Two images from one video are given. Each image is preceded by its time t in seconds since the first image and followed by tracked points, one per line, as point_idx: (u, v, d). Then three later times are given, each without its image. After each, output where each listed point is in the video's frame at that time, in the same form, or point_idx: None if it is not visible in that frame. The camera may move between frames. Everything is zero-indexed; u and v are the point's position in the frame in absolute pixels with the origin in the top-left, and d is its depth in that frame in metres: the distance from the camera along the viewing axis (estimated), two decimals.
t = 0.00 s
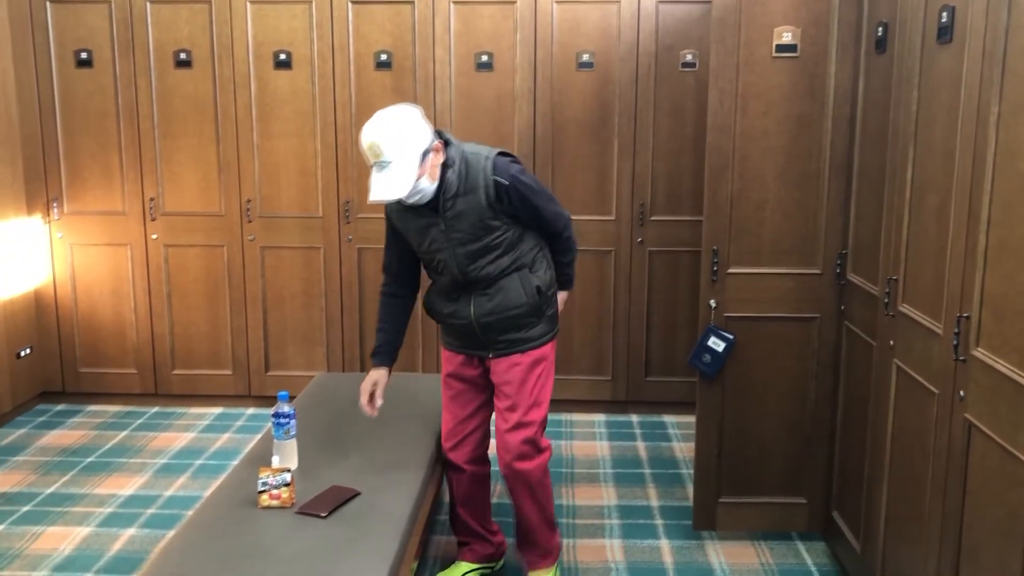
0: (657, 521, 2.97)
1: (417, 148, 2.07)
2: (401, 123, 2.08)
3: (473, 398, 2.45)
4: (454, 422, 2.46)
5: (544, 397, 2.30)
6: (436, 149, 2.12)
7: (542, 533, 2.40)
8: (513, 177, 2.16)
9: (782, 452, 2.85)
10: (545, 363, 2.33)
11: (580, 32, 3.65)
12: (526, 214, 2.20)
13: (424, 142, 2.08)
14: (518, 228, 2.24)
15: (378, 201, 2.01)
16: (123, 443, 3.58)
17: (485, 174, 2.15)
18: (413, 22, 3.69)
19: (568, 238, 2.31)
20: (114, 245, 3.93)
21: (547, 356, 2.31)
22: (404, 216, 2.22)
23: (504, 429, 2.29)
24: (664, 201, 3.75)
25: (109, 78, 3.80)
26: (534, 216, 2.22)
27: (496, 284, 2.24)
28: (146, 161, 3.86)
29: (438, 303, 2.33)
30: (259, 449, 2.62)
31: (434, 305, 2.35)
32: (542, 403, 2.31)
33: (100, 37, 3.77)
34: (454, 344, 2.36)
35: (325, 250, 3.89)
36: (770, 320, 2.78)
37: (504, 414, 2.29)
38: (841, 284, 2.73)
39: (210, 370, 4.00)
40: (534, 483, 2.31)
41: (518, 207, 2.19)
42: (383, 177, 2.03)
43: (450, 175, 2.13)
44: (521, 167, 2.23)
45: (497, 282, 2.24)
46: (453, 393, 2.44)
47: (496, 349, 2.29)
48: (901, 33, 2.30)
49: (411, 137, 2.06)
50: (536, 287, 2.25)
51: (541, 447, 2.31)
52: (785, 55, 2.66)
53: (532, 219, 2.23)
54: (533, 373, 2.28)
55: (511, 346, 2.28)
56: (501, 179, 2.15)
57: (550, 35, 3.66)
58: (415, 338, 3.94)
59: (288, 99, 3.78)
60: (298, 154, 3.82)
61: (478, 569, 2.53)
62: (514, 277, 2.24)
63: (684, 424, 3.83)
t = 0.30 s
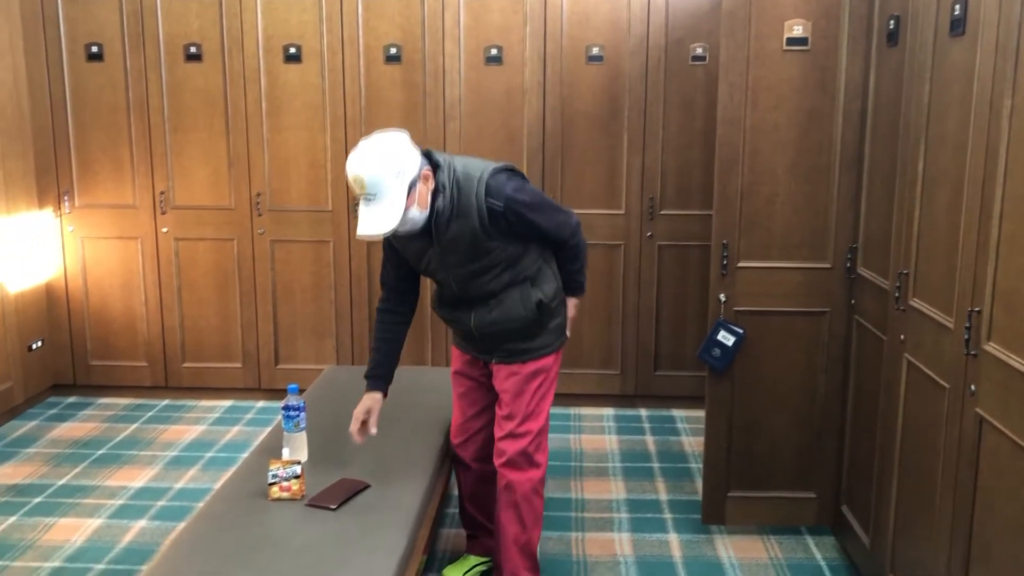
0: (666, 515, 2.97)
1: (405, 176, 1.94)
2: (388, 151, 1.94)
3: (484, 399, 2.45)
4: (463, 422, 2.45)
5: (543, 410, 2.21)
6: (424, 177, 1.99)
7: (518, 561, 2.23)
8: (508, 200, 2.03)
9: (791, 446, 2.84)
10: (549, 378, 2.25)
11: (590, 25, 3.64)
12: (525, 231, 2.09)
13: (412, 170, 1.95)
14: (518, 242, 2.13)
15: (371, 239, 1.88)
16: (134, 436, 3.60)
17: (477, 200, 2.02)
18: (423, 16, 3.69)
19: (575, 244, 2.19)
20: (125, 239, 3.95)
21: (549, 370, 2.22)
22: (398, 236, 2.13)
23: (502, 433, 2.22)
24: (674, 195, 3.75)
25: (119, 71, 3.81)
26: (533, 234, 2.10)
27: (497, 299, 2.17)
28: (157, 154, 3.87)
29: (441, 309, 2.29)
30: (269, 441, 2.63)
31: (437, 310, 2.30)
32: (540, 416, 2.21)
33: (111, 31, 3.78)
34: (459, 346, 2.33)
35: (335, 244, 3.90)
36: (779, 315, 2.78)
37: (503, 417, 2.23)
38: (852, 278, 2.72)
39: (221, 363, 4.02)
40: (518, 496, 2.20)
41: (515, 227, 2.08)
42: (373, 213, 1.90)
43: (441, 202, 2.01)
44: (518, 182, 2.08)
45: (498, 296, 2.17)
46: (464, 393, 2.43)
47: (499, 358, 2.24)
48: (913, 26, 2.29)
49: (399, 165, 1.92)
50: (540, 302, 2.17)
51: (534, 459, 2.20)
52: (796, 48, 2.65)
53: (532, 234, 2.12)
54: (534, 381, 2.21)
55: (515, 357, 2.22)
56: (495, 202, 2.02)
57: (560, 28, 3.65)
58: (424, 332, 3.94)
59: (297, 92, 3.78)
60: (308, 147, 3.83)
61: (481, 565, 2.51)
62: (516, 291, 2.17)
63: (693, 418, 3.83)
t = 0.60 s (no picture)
0: (673, 507, 2.98)
1: (398, 222, 1.83)
2: (383, 198, 1.84)
3: (506, 399, 2.41)
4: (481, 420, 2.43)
5: (555, 417, 2.16)
6: (421, 222, 1.90)
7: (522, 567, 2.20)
8: (509, 230, 1.98)
9: (799, 439, 2.84)
10: (567, 384, 2.20)
11: (598, 17, 3.63)
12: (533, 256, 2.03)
13: (408, 216, 1.86)
14: (528, 264, 2.08)
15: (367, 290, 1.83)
16: (143, 427, 3.61)
17: (478, 234, 1.96)
18: (430, 8, 3.68)
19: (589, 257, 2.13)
20: (133, 231, 3.96)
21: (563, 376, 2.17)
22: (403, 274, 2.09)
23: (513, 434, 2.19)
24: (681, 187, 3.74)
25: (127, 64, 3.81)
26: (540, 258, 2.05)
27: (511, 320, 2.14)
28: (165, 147, 3.88)
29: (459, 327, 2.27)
30: (278, 432, 2.63)
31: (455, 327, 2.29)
32: (552, 423, 2.16)
33: (119, 23, 3.78)
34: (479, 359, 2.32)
35: (342, 236, 3.90)
36: (787, 307, 2.77)
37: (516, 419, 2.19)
38: (860, 270, 2.71)
39: (229, 354, 4.03)
40: (523, 501, 2.16)
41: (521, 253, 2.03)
42: (369, 264, 1.83)
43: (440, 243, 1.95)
44: (518, 208, 2.02)
45: (516, 315, 2.14)
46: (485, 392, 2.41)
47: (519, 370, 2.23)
48: (923, 16, 2.27)
49: (390, 213, 1.82)
50: (557, 316, 2.14)
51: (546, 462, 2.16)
52: (805, 40, 2.64)
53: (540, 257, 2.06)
54: (547, 387, 2.17)
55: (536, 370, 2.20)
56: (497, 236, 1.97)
57: (568, 20, 3.64)
58: (432, 324, 3.95)
59: (304, 84, 3.78)
60: (315, 139, 3.83)
61: (489, 556, 2.52)
62: (533, 307, 2.13)
63: (701, 411, 3.82)
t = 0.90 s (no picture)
0: (678, 499, 2.98)
1: (413, 210, 1.85)
2: (399, 184, 1.86)
3: (510, 394, 2.40)
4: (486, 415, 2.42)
5: (560, 415, 2.16)
6: (435, 212, 1.90)
7: (527, 563, 2.20)
8: (524, 225, 1.94)
9: (804, 431, 2.84)
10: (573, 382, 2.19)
11: (603, 8, 3.62)
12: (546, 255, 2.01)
13: (423, 204, 1.87)
14: (540, 263, 2.05)
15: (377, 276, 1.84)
16: (149, 419, 3.62)
17: (492, 227, 1.94)
18: None
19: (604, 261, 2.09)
20: (138, 222, 3.96)
21: (570, 376, 2.14)
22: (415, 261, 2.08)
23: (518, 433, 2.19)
24: (687, 179, 3.73)
25: (132, 55, 3.81)
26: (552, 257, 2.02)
27: (520, 316, 2.13)
28: (170, 138, 3.88)
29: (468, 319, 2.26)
30: (283, 424, 2.64)
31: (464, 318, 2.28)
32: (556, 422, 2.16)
33: (124, 14, 3.78)
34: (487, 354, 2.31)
35: (347, 228, 3.91)
36: (793, 299, 2.77)
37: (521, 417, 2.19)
38: (866, 262, 2.71)
39: (234, 346, 4.04)
40: (527, 499, 2.16)
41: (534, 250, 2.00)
42: (380, 250, 1.84)
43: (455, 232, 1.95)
44: (536, 204, 1.99)
45: (524, 312, 2.12)
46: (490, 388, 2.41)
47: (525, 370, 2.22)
48: (931, 6, 2.26)
49: (406, 199, 1.83)
50: (566, 316, 2.12)
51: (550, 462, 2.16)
52: (811, 31, 2.63)
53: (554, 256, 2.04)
54: (553, 385, 2.16)
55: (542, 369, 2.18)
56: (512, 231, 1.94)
57: (573, 12, 3.63)
58: (437, 316, 3.95)
59: (310, 77, 3.78)
60: (320, 131, 3.83)
61: (493, 548, 2.55)
62: (541, 306, 2.11)
63: (706, 403, 3.82)
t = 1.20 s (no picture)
0: (682, 494, 2.98)
1: (443, 145, 1.93)
2: (433, 121, 1.94)
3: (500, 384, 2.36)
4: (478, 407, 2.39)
5: (556, 412, 2.15)
6: (465, 153, 1.98)
7: (528, 558, 2.24)
8: (544, 192, 1.95)
9: (809, 426, 2.83)
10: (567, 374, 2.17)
11: (608, 3, 3.61)
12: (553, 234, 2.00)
13: (454, 143, 1.95)
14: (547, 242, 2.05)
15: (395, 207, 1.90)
16: (154, 413, 3.63)
17: (513, 188, 1.96)
18: None
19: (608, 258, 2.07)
20: (143, 217, 3.97)
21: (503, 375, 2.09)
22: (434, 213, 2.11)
23: (514, 431, 2.18)
24: (692, 173, 3.73)
25: (137, 50, 3.81)
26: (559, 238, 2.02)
27: (519, 294, 2.13)
28: (174, 133, 3.89)
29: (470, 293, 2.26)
30: (288, 418, 2.64)
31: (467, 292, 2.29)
32: (553, 417, 2.16)
33: (129, 9, 3.78)
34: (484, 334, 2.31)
35: (352, 223, 3.91)
36: (798, 294, 2.76)
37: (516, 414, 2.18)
38: (871, 257, 2.71)
39: (239, 341, 4.04)
40: (527, 498, 2.18)
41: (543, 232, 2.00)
42: (404, 180, 1.91)
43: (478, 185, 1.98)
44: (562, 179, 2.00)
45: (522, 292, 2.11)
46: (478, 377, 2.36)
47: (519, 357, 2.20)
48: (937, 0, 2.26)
49: (438, 136, 1.92)
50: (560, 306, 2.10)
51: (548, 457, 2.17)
52: (816, 25, 2.62)
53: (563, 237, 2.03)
54: (548, 381, 2.14)
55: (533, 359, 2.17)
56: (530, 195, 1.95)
57: (578, 5, 3.62)
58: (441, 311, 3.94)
59: (314, 71, 3.78)
60: (324, 126, 3.83)
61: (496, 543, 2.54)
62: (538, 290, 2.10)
63: (711, 398, 3.82)
